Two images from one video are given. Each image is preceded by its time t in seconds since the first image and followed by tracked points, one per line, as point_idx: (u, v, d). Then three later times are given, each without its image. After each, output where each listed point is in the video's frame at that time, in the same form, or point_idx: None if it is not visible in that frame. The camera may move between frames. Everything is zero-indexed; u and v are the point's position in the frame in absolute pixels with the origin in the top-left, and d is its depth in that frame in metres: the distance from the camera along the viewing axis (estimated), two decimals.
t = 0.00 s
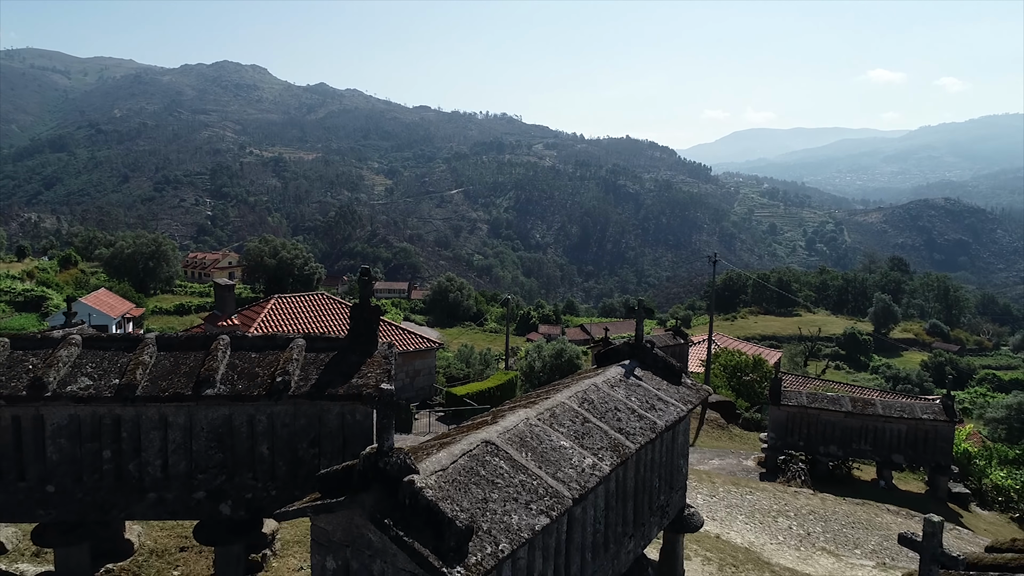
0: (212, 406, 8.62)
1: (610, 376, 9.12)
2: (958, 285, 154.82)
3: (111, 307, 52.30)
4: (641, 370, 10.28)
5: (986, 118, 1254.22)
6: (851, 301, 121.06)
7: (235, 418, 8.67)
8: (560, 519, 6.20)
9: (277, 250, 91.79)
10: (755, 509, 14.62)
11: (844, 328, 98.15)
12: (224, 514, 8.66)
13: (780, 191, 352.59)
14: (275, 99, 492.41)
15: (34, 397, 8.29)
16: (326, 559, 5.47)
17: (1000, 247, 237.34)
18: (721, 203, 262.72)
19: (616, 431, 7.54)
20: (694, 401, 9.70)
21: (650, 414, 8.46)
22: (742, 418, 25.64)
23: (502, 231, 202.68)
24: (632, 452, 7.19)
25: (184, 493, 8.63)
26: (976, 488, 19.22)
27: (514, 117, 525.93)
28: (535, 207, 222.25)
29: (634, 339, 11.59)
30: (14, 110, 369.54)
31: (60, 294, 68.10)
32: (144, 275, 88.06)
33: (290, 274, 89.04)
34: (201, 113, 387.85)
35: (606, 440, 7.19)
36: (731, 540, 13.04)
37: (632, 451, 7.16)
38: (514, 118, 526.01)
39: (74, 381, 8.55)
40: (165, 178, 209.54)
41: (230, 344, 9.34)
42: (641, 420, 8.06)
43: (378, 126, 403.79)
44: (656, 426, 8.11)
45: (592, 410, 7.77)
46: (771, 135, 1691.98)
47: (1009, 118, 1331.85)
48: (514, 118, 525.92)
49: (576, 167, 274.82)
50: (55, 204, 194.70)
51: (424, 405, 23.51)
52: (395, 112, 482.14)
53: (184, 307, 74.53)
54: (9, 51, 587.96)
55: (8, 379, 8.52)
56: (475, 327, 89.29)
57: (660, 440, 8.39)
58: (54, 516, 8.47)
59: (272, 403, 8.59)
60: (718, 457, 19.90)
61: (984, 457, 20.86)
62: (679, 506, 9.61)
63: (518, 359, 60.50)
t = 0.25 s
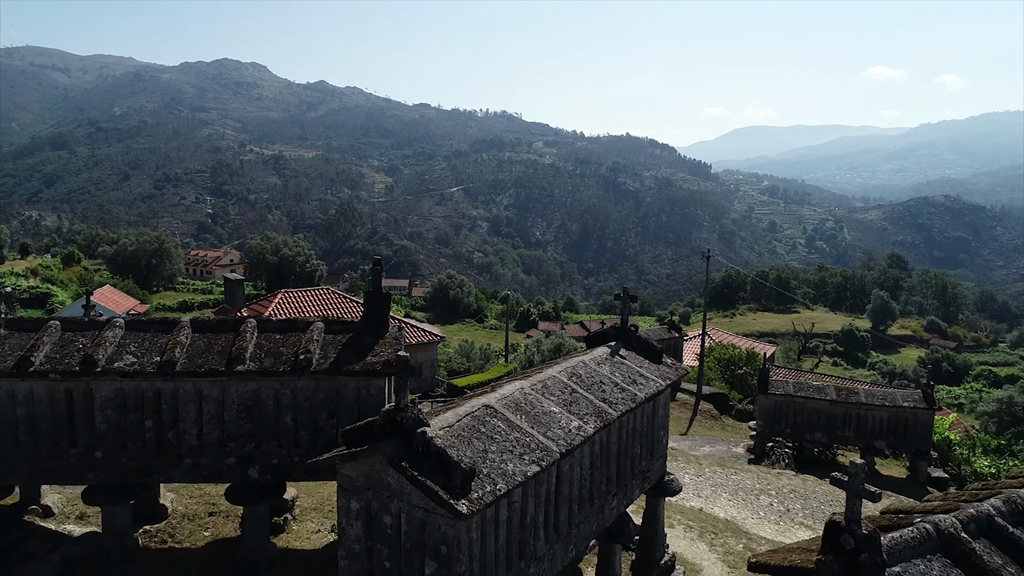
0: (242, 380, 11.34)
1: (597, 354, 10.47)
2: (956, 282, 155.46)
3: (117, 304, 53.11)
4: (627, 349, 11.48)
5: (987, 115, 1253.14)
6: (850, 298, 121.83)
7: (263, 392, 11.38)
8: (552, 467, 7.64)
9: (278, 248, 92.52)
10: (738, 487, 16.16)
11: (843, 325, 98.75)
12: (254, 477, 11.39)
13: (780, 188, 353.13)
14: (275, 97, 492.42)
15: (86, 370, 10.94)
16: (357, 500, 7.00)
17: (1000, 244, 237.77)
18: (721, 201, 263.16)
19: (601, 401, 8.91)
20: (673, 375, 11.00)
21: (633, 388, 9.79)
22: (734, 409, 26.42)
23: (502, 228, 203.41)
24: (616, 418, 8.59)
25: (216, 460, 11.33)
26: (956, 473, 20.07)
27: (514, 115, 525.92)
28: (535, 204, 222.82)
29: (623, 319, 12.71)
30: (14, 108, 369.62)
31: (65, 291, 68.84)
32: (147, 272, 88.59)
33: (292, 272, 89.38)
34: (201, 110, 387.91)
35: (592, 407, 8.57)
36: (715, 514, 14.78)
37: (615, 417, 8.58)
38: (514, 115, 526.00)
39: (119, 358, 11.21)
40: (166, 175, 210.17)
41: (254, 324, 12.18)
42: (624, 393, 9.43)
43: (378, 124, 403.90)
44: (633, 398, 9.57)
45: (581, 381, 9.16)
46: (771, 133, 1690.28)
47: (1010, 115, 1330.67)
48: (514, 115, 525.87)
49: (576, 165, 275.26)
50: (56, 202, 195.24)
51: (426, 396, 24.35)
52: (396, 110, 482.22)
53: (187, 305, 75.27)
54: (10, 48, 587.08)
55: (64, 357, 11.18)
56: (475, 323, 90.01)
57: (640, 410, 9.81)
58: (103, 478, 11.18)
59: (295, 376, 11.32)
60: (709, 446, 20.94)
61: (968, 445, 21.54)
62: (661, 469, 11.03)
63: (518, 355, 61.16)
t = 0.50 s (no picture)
0: (265, 361, 13.07)
1: (588, 340, 12.15)
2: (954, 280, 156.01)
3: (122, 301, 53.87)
4: (615, 334, 13.08)
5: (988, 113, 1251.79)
6: (848, 296, 122.38)
7: (282, 371, 13.10)
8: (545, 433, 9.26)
9: (280, 246, 93.36)
10: (725, 469, 17.41)
11: (841, 322, 99.23)
12: (275, 448, 13.21)
13: (780, 186, 353.26)
14: (275, 95, 492.41)
15: (126, 352, 12.75)
16: (375, 461, 8.55)
17: (1000, 242, 238.02)
18: (721, 199, 263.43)
19: (590, 378, 10.67)
20: (656, 357, 12.64)
21: (618, 369, 11.50)
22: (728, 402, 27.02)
23: (502, 227, 204.09)
24: (601, 393, 10.38)
25: (241, 433, 13.15)
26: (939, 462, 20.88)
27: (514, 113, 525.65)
28: (535, 202, 223.40)
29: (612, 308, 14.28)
30: (14, 106, 369.80)
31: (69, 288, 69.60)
32: (149, 270, 89.33)
33: (294, 269, 90.32)
34: (201, 108, 388.10)
35: (581, 383, 10.34)
36: (702, 492, 16.30)
37: (600, 392, 10.35)
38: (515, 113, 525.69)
39: (154, 341, 13.01)
40: (166, 173, 210.95)
41: (270, 313, 13.93)
42: (611, 372, 11.20)
43: (378, 121, 404.22)
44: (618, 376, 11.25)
45: (572, 361, 10.95)
46: (771, 130, 1688.33)
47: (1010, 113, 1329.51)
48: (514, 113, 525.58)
49: (576, 163, 275.64)
50: (57, 200, 195.84)
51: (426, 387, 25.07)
52: (396, 108, 482.18)
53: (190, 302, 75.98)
54: (10, 46, 586.90)
55: (103, 339, 13.01)
56: (475, 320, 90.75)
57: (626, 387, 11.48)
58: (139, 449, 13.08)
59: (312, 358, 13.04)
60: (700, 434, 21.79)
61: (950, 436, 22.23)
62: (647, 441, 12.59)
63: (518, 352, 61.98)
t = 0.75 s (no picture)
0: (285, 344, 13.95)
1: (579, 325, 13.05)
2: (953, 278, 156.60)
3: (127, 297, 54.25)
4: (606, 320, 13.92)
5: (988, 111, 1251.71)
6: (847, 294, 122.90)
7: (301, 354, 13.99)
8: (538, 406, 10.28)
9: (282, 243, 94.07)
10: (713, 453, 18.43)
11: (839, 319, 99.75)
12: (293, 425, 14.18)
13: (780, 184, 353.74)
14: (275, 92, 492.67)
15: (158, 334, 13.65)
16: (387, 427, 9.60)
17: (999, 240, 238.49)
18: (720, 197, 263.87)
19: (579, 358, 11.68)
20: (643, 341, 13.49)
21: (607, 351, 12.36)
22: (721, 394, 27.66)
23: (502, 225, 204.82)
24: (590, 370, 11.38)
25: (263, 410, 14.07)
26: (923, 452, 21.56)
27: (515, 111, 525.80)
28: (535, 200, 223.99)
29: (603, 299, 15.21)
30: (14, 104, 370.11)
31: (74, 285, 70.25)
32: (152, 267, 89.78)
33: (296, 266, 91.10)
34: (201, 106, 388.24)
35: (571, 362, 11.36)
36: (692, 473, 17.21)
37: (588, 370, 11.34)
38: (515, 111, 525.89)
39: (184, 325, 13.93)
40: (166, 171, 211.48)
41: (292, 300, 14.71)
42: (600, 353, 12.09)
43: (378, 119, 404.66)
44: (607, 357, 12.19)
45: (564, 343, 11.90)
46: (772, 128, 1686.61)
47: (1010, 112, 1329.05)
48: (514, 111, 525.82)
49: (576, 160, 276.17)
50: (57, 198, 196.29)
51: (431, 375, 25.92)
52: (395, 106, 482.51)
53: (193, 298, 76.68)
54: (10, 43, 586.81)
55: (138, 324, 13.92)
56: (475, 317, 91.36)
57: (615, 369, 12.33)
58: (169, 425, 13.96)
59: (328, 341, 13.91)
60: (695, 423, 22.63)
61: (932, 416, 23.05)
62: (635, 421, 13.38)
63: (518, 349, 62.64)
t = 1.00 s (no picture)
0: (299, 331, 14.90)
1: (571, 312, 13.80)
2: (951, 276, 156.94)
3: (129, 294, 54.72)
4: (596, 309, 14.66)
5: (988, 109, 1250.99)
6: (845, 292, 123.38)
7: (314, 340, 14.96)
8: (533, 383, 11.04)
9: (284, 241, 94.68)
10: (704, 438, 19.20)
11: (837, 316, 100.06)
12: (307, 406, 15.13)
13: (780, 182, 354.04)
14: (275, 90, 492.49)
15: (182, 322, 14.63)
16: (395, 402, 10.47)
17: (999, 238, 238.73)
18: (720, 195, 264.23)
19: (571, 342, 12.41)
20: (631, 329, 14.19)
21: (597, 336, 13.07)
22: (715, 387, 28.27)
23: (502, 223, 205.42)
24: (581, 353, 12.08)
25: (279, 392, 15.02)
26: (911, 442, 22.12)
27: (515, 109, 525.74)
28: (535, 198, 224.49)
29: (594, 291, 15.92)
30: (14, 102, 370.26)
31: (77, 281, 70.81)
32: (154, 265, 90.13)
33: (297, 263, 91.70)
34: (200, 104, 388.42)
35: (562, 346, 12.11)
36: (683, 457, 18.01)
37: (580, 353, 12.05)
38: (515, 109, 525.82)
39: (206, 313, 14.90)
40: (166, 169, 211.85)
41: (306, 292, 15.73)
42: (590, 338, 12.80)
43: (378, 117, 404.78)
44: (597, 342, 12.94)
45: (557, 329, 12.63)
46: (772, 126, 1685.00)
47: (1011, 109, 1327.66)
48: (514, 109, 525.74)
49: (576, 158, 276.53)
50: (57, 196, 196.82)
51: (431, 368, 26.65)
52: (395, 104, 482.50)
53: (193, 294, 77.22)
54: (9, 42, 586.50)
55: (164, 312, 14.94)
56: (475, 314, 91.90)
57: (605, 352, 13.05)
58: (193, 405, 14.96)
59: (339, 328, 14.85)
60: (689, 414, 23.33)
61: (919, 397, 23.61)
62: (624, 402, 13.94)
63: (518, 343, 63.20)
